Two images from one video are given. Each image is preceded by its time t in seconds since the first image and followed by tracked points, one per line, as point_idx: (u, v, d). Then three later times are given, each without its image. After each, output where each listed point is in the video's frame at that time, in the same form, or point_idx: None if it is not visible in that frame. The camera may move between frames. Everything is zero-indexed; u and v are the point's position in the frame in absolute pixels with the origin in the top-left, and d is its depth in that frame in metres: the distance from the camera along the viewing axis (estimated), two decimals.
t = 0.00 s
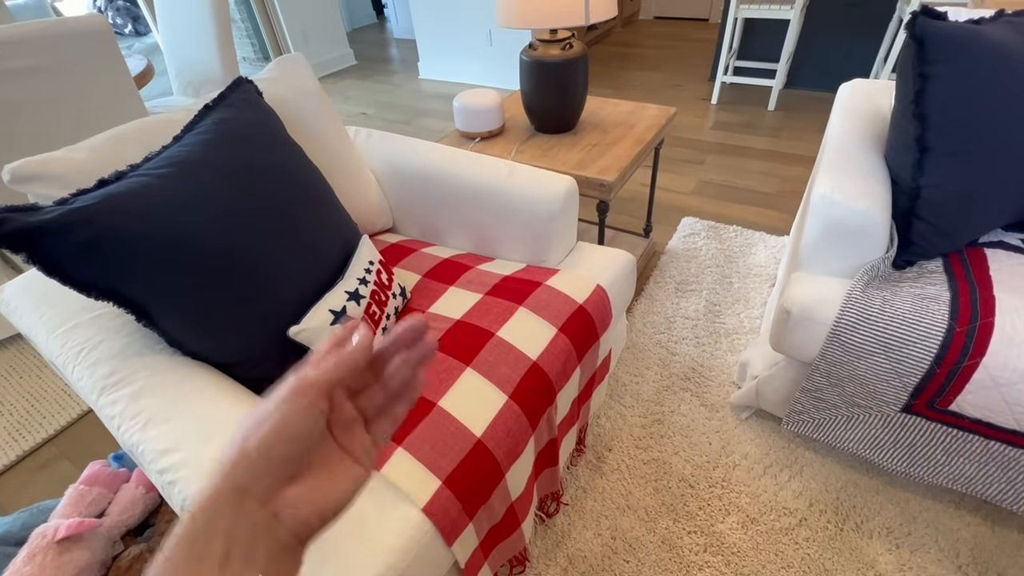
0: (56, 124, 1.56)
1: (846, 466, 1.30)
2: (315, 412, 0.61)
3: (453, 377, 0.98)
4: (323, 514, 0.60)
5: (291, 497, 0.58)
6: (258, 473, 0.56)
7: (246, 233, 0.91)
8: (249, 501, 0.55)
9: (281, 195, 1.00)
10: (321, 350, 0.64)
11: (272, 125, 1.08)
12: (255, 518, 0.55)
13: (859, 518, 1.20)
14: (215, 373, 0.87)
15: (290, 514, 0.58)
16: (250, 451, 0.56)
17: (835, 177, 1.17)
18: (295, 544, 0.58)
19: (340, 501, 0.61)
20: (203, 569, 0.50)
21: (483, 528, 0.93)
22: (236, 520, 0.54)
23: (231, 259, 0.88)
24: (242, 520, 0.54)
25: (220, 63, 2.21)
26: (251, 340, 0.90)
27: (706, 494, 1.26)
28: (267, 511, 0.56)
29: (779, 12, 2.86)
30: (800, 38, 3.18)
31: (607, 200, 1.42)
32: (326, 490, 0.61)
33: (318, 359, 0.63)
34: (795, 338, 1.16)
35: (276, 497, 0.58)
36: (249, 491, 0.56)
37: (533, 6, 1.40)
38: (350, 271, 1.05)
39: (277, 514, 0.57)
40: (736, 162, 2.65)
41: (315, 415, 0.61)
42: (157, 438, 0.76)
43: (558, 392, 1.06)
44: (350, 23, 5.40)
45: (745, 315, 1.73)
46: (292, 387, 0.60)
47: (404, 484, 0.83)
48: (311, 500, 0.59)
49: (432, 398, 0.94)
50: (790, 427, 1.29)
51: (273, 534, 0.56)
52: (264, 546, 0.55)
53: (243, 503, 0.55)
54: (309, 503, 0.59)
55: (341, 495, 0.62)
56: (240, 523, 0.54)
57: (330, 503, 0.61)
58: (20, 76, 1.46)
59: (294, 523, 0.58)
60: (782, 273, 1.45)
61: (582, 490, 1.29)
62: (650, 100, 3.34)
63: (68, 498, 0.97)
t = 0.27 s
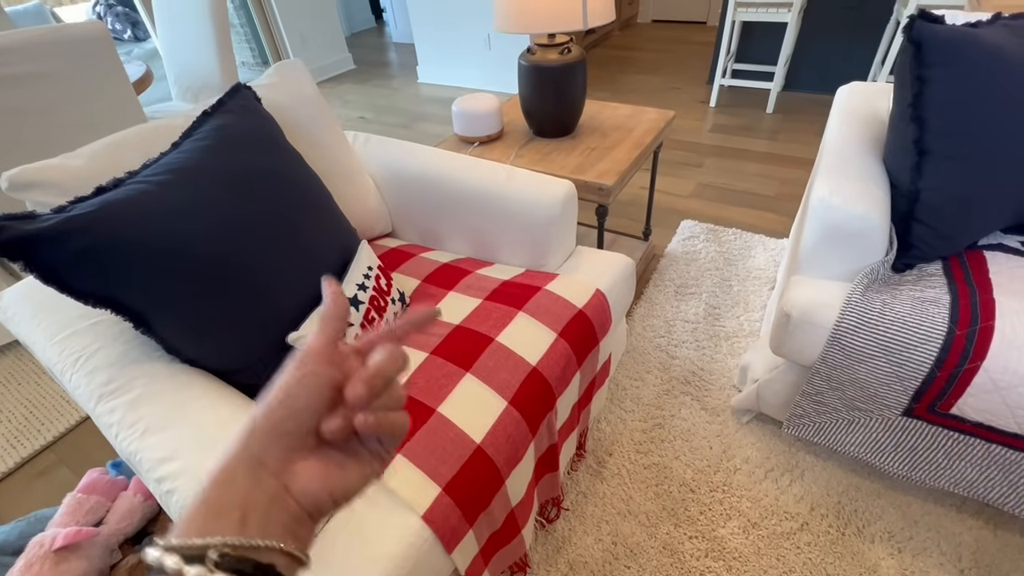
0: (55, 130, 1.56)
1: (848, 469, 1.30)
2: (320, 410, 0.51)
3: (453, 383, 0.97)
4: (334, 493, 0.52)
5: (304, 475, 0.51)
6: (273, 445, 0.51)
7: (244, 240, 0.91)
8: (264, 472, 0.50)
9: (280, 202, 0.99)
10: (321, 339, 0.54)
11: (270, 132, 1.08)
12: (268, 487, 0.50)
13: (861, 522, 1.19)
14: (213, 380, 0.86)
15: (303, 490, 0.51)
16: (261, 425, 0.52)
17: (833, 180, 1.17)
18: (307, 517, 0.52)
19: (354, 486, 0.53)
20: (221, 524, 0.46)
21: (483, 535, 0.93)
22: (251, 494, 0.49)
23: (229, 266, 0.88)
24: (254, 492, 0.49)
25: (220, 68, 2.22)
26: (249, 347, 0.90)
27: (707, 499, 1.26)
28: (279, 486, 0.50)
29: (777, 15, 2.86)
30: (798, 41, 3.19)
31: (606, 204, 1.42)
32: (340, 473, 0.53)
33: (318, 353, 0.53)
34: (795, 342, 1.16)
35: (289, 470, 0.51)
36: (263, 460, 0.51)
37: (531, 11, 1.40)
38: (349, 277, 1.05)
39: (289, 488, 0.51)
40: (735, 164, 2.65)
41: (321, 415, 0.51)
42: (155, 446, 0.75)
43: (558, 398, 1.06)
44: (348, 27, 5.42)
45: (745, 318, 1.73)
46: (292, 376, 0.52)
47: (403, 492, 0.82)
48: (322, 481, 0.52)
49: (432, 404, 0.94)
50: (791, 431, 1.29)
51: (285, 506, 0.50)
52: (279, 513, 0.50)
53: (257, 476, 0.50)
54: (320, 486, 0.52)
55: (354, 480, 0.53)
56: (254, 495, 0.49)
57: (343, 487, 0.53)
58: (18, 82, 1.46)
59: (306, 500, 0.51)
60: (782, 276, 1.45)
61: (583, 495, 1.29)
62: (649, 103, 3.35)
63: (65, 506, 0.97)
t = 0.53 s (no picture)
0: (58, 138, 1.57)
1: (851, 473, 1.29)
2: (350, 465, 0.58)
3: (454, 388, 0.97)
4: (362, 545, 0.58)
5: (335, 524, 0.57)
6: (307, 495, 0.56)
7: (246, 246, 0.92)
8: (300, 521, 0.55)
9: (281, 208, 1.00)
10: (342, 403, 0.61)
11: (272, 139, 1.09)
12: (302, 536, 0.55)
13: (865, 526, 1.19)
14: (215, 386, 0.87)
15: (334, 539, 0.56)
16: (296, 480, 0.56)
17: (833, 184, 1.17)
18: (336, 568, 0.56)
19: (378, 537, 0.59)
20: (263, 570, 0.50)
21: (485, 540, 0.92)
22: (286, 543, 0.53)
23: (230, 272, 0.88)
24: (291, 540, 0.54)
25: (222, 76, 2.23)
26: (251, 352, 0.90)
27: (709, 503, 1.25)
28: (312, 535, 0.55)
29: (775, 19, 2.87)
30: (796, 44, 3.20)
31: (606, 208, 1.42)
32: (366, 525, 0.59)
33: (343, 415, 0.60)
34: (796, 345, 1.15)
35: (322, 520, 0.56)
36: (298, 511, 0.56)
37: (530, 16, 1.41)
38: (350, 282, 1.05)
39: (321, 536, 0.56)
40: (735, 168, 2.65)
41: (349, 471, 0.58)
42: (157, 452, 0.76)
43: (559, 402, 1.06)
44: (349, 34, 5.45)
45: (746, 321, 1.73)
46: (324, 434, 0.58)
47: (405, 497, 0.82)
48: (350, 532, 0.58)
49: (433, 409, 0.94)
50: (793, 434, 1.29)
51: (319, 557, 0.55)
52: (314, 562, 0.54)
53: (293, 525, 0.55)
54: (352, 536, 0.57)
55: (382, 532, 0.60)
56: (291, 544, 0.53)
57: (369, 537, 0.59)
58: (21, 91, 1.47)
59: (337, 551, 0.56)
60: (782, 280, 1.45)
61: (585, 500, 1.28)
62: (649, 108, 3.36)
63: (67, 513, 0.97)
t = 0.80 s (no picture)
0: (56, 142, 1.57)
1: (851, 474, 1.29)
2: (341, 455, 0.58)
3: (453, 391, 0.97)
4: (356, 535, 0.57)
5: (325, 513, 0.57)
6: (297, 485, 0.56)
7: (244, 249, 0.92)
8: (290, 512, 0.55)
9: (279, 211, 1.00)
10: (333, 387, 0.60)
11: (270, 142, 1.09)
12: (292, 526, 0.54)
13: (865, 527, 1.19)
14: (213, 390, 0.86)
15: (324, 529, 0.56)
16: (286, 472, 0.56)
17: (831, 185, 1.17)
18: (328, 559, 0.55)
19: (372, 528, 0.59)
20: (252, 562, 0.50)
21: (485, 544, 0.92)
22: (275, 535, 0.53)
23: (228, 276, 0.88)
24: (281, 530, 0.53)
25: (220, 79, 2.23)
26: (249, 356, 0.90)
27: (709, 505, 1.25)
28: (303, 526, 0.55)
29: (773, 20, 2.88)
30: (794, 46, 3.21)
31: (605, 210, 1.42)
32: (359, 514, 0.59)
33: (333, 401, 0.60)
34: (795, 346, 1.15)
35: (312, 510, 0.56)
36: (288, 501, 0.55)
37: (527, 19, 1.41)
38: (348, 285, 1.05)
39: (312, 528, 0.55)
40: (734, 169, 2.66)
41: (340, 461, 0.58)
42: (155, 457, 0.75)
43: (558, 404, 1.05)
44: (348, 37, 5.45)
45: (745, 323, 1.72)
46: (314, 422, 0.58)
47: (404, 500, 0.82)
48: (343, 522, 0.57)
49: (432, 411, 0.94)
50: (793, 436, 1.28)
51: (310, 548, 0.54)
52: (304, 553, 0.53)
53: (282, 515, 0.54)
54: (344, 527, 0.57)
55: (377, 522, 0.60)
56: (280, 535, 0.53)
57: (363, 527, 0.58)
58: (19, 96, 1.47)
59: (329, 541, 0.56)
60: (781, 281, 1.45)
61: (585, 502, 1.28)
62: (647, 110, 3.37)
63: (65, 518, 0.97)
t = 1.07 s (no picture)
0: (54, 145, 1.57)
1: (852, 475, 1.28)
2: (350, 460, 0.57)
3: (453, 394, 0.97)
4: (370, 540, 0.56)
5: (337, 518, 0.55)
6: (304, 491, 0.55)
7: (242, 251, 0.91)
8: (300, 518, 0.54)
9: (278, 213, 0.99)
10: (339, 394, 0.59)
11: (270, 144, 1.09)
12: (303, 533, 0.53)
13: (868, 528, 1.18)
14: (212, 393, 0.86)
15: (336, 534, 0.55)
16: (295, 477, 0.55)
17: (831, 185, 1.17)
18: (340, 564, 0.55)
19: (386, 531, 0.58)
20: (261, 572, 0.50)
21: (485, 547, 0.92)
22: (285, 542, 0.52)
23: (227, 278, 0.88)
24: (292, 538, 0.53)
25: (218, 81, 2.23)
26: (248, 359, 0.89)
27: (711, 506, 1.25)
28: (314, 531, 0.54)
29: (771, 21, 2.88)
30: (792, 46, 3.21)
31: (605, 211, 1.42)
32: (374, 519, 0.57)
33: (340, 409, 0.58)
34: (796, 347, 1.15)
35: (323, 514, 0.55)
36: (298, 508, 0.55)
37: (526, 19, 1.41)
38: (348, 287, 1.05)
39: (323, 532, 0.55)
40: (732, 169, 2.66)
41: (351, 464, 0.57)
42: (153, 461, 0.75)
43: (559, 406, 1.05)
44: (346, 38, 5.46)
45: (746, 323, 1.72)
46: (321, 428, 0.57)
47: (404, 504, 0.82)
48: (355, 526, 0.56)
49: (432, 415, 0.93)
50: (794, 437, 1.28)
51: (321, 551, 0.54)
52: (315, 558, 0.53)
53: (293, 522, 0.54)
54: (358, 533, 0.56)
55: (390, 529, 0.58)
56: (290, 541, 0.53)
57: (378, 532, 0.57)
58: (16, 98, 1.47)
59: (341, 545, 0.55)
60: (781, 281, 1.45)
61: (586, 504, 1.27)
62: (646, 110, 3.37)
63: (63, 523, 0.96)
